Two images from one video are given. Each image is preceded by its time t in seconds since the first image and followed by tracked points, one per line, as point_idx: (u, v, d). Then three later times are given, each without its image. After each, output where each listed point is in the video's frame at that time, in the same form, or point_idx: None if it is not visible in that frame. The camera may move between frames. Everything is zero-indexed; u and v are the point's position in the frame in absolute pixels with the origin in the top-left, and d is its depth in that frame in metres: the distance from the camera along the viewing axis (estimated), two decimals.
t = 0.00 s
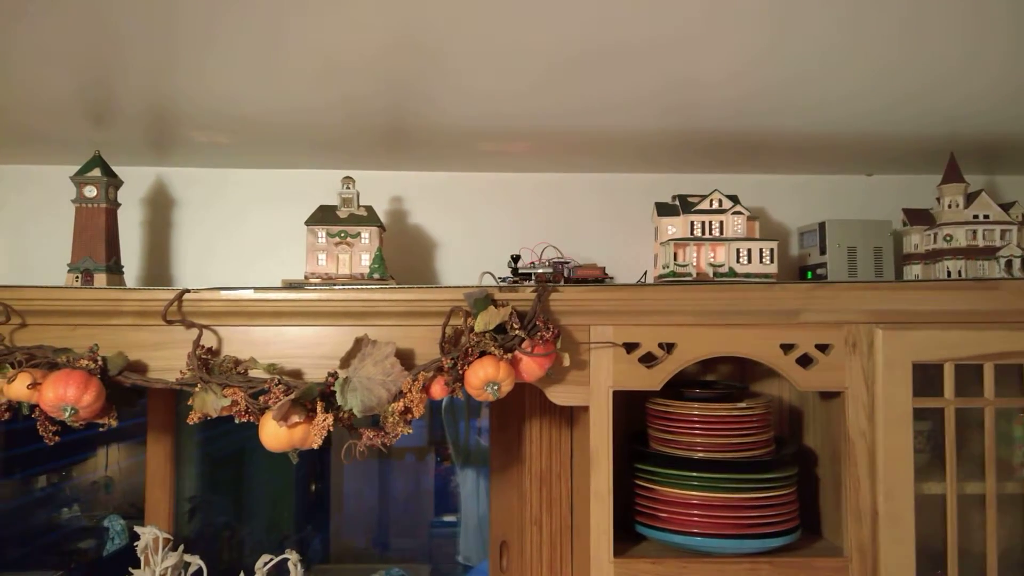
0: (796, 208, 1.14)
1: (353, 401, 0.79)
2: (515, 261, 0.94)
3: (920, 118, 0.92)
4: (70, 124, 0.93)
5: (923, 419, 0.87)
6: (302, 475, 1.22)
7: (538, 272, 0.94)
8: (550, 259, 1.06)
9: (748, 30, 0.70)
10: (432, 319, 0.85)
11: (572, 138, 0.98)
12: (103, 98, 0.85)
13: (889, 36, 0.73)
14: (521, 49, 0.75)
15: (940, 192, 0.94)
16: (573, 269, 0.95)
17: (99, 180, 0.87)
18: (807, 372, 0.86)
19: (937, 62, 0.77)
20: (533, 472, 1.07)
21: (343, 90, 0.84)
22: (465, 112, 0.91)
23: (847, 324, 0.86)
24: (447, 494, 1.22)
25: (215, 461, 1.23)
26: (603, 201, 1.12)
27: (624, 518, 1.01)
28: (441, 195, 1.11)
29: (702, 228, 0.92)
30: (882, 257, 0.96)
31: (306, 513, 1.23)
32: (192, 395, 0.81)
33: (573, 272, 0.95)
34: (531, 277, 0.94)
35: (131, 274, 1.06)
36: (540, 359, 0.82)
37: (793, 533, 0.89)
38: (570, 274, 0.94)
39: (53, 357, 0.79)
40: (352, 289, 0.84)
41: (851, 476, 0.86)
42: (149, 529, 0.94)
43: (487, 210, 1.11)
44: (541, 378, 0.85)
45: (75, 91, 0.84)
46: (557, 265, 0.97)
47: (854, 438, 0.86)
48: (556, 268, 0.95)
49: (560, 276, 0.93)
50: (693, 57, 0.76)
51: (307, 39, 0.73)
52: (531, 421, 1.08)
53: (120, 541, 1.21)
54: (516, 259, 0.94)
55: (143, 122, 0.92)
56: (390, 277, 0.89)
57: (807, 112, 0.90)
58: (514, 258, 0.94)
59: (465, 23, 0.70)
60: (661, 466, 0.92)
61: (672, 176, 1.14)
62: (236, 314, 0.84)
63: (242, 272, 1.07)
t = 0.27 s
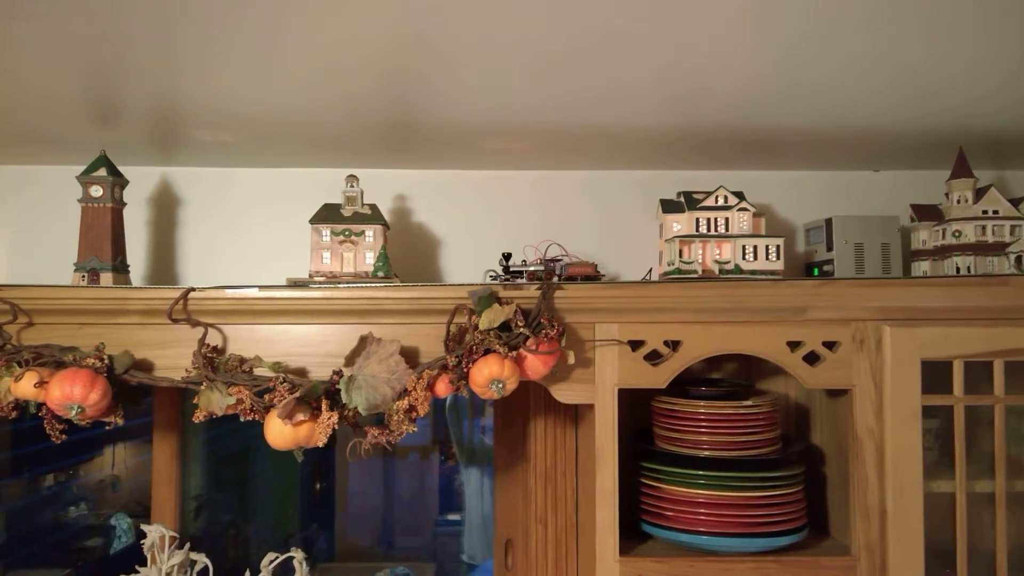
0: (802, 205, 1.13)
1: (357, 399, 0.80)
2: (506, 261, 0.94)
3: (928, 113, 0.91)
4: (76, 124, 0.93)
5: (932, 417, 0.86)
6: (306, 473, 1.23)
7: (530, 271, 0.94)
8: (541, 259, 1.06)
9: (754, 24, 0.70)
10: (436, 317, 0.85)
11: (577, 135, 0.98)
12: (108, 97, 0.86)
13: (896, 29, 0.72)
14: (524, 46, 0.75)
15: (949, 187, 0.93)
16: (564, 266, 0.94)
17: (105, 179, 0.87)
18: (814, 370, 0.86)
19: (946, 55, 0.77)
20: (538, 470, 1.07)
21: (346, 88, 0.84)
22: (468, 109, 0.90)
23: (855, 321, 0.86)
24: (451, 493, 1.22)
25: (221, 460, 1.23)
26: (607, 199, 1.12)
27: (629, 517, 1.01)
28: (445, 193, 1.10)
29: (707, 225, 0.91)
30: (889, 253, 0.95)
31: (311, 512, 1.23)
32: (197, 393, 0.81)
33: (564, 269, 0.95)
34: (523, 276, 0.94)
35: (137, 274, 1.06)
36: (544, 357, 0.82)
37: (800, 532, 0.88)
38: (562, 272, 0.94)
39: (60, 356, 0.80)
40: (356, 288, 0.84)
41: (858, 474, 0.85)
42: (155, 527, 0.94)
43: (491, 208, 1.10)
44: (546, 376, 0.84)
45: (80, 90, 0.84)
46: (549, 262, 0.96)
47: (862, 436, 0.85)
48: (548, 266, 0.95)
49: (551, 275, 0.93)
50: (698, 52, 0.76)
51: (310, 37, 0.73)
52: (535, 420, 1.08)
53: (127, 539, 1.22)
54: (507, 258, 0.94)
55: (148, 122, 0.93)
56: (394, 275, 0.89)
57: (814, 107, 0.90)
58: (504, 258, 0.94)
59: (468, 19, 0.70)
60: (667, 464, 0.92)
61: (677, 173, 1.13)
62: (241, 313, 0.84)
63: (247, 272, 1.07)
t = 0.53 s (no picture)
0: (813, 201, 1.12)
1: (368, 396, 0.80)
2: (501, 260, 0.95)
3: (942, 107, 0.90)
4: (88, 124, 0.94)
5: (946, 416, 0.85)
6: (315, 471, 1.23)
7: (525, 270, 0.94)
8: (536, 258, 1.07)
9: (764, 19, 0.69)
10: (445, 315, 0.85)
11: (585, 132, 0.98)
12: (119, 97, 0.86)
13: (909, 22, 0.71)
14: (533, 43, 0.75)
15: (963, 183, 0.92)
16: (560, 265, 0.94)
17: (117, 179, 0.88)
18: (826, 368, 0.85)
19: (960, 49, 0.76)
20: (547, 468, 1.07)
21: (354, 87, 0.85)
22: (475, 107, 0.90)
23: (867, 318, 0.85)
24: (458, 492, 1.22)
25: (231, 457, 1.24)
26: (615, 196, 1.11)
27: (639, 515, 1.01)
28: (452, 191, 1.11)
29: (717, 222, 0.91)
30: (902, 250, 0.94)
31: (319, 509, 1.24)
32: (209, 391, 0.82)
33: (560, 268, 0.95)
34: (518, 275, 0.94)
35: (148, 273, 1.07)
36: (553, 354, 0.82)
37: (812, 531, 0.88)
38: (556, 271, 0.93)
39: (72, 354, 0.80)
40: (365, 286, 0.84)
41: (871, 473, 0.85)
42: (167, 523, 0.94)
43: (498, 206, 1.10)
44: (555, 374, 0.84)
45: (92, 90, 0.85)
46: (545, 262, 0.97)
47: (875, 435, 0.84)
48: (544, 264, 0.95)
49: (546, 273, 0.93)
50: (708, 48, 0.75)
51: (318, 36, 0.73)
52: (543, 418, 1.08)
53: (139, 536, 1.23)
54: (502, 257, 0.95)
55: (159, 122, 0.93)
56: (403, 274, 0.89)
57: (825, 102, 0.89)
58: (498, 257, 0.94)
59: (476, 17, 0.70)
60: (677, 463, 0.92)
61: (686, 170, 1.12)
62: (251, 311, 0.84)
63: (257, 270, 1.07)
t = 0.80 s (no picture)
0: (826, 200, 1.12)
1: (380, 394, 0.80)
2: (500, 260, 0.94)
3: (958, 105, 0.90)
4: (103, 122, 0.95)
5: (963, 417, 0.84)
6: (324, 469, 1.23)
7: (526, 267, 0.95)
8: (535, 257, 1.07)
9: (781, 17, 0.69)
10: (458, 313, 0.85)
11: (598, 131, 0.97)
12: (135, 94, 0.87)
13: (927, 20, 0.71)
14: (547, 41, 0.75)
15: (979, 182, 0.91)
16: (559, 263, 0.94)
17: (131, 176, 0.88)
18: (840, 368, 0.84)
19: (978, 46, 0.75)
20: (559, 467, 1.06)
21: (369, 85, 0.85)
22: (489, 105, 0.90)
23: (883, 318, 0.84)
24: (468, 491, 1.22)
25: (242, 455, 1.24)
26: (627, 195, 1.11)
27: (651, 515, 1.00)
28: (464, 189, 1.10)
29: (731, 221, 0.90)
30: (918, 249, 0.94)
31: (328, 508, 1.24)
32: (222, 388, 0.82)
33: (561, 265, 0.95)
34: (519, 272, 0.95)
35: (161, 271, 1.07)
36: (566, 353, 0.82)
37: (826, 532, 0.87)
38: (556, 269, 0.94)
39: (87, 351, 0.81)
40: (378, 283, 0.84)
41: (886, 474, 0.84)
42: (179, 520, 0.94)
43: (510, 204, 1.10)
44: (568, 373, 0.84)
45: (107, 88, 0.85)
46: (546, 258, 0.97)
47: (890, 436, 0.84)
48: (544, 262, 0.96)
49: (547, 271, 0.94)
50: (722, 47, 0.75)
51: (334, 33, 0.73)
52: (556, 416, 1.07)
53: (149, 533, 1.23)
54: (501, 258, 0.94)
55: (174, 120, 0.94)
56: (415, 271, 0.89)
57: (841, 100, 0.88)
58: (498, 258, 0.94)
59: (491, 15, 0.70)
60: (690, 463, 0.91)
61: (699, 168, 1.12)
62: (264, 308, 0.84)
63: (269, 268, 1.07)
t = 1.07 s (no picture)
0: (839, 199, 1.11)
1: (395, 393, 0.80)
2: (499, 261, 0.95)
3: (973, 103, 0.89)
4: (121, 124, 0.96)
5: (979, 416, 0.84)
6: (337, 468, 1.24)
7: (526, 266, 0.96)
8: (535, 257, 1.07)
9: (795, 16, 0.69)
10: (472, 312, 0.85)
11: (610, 130, 0.98)
12: (152, 96, 0.88)
13: (943, 18, 0.70)
14: (561, 41, 0.75)
15: (995, 180, 0.90)
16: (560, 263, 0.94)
17: (149, 178, 0.89)
18: (855, 367, 0.84)
19: (994, 44, 0.75)
20: (572, 467, 1.06)
21: (383, 85, 0.85)
22: (502, 105, 0.90)
23: (898, 317, 0.84)
24: (481, 491, 1.22)
25: (256, 454, 1.25)
26: (639, 194, 1.11)
27: (665, 514, 1.00)
28: (477, 189, 1.11)
29: (744, 220, 0.90)
30: (933, 247, 0.93)
31: (341, 507, 1.25)
32: (238, 387, 0.83)
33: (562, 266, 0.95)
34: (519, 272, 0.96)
35: (178, 271, 1.09)
36: (580, 352, 0.82)
37: (841, 531, 0.87)
38: (557, 269, 0.95)
39: (106, 350, 0.82)
40: (393, 283, 0.85)
41: (902, 474, 0.84)
42: (196, 519, 0.95)
43: (523, 204, 1.10)
44: (582, 372, 0.84)
45: (126, 89, 0.86)
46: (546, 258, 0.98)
47: (906, 435, 0.84)
48: (544, 262, 0.96)
49: (547, 271, 0.95)
50: (737, 46, 0.75)
51: (350, 33, 0.74)
52: (570, 416, 1.07)
53: (163, 531, 1.24)
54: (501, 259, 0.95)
55: (190, 121, 0.95)
56: (429, 271, 0.89)
57: (855, 99, 0.88)
58: (497, 259, 0.94)
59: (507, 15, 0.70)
60: (704, 462, 0.91)
61: (711, 168, 1.12)
62: (280, 308, 0.85)
63: (284, 268, 1.08)
